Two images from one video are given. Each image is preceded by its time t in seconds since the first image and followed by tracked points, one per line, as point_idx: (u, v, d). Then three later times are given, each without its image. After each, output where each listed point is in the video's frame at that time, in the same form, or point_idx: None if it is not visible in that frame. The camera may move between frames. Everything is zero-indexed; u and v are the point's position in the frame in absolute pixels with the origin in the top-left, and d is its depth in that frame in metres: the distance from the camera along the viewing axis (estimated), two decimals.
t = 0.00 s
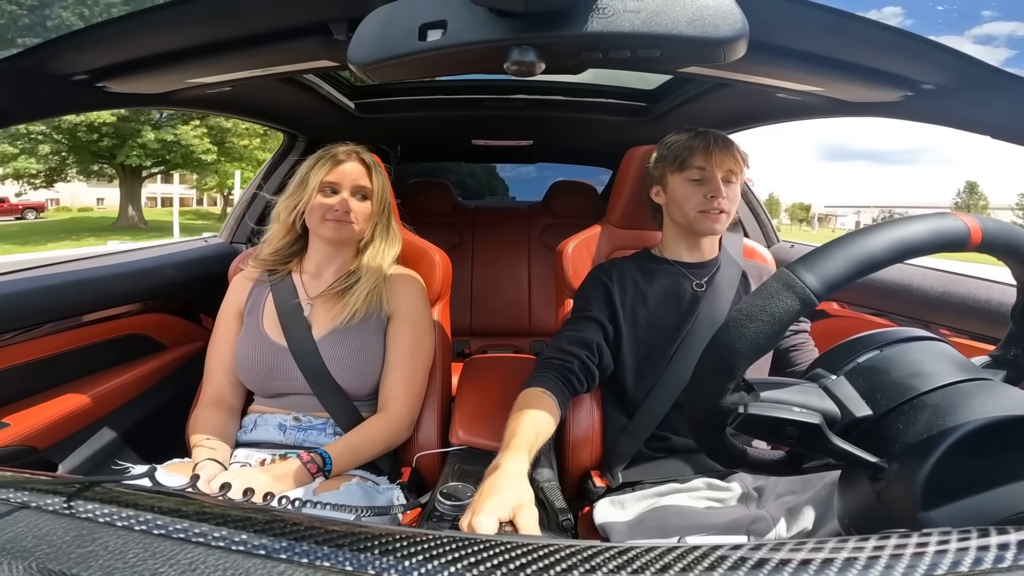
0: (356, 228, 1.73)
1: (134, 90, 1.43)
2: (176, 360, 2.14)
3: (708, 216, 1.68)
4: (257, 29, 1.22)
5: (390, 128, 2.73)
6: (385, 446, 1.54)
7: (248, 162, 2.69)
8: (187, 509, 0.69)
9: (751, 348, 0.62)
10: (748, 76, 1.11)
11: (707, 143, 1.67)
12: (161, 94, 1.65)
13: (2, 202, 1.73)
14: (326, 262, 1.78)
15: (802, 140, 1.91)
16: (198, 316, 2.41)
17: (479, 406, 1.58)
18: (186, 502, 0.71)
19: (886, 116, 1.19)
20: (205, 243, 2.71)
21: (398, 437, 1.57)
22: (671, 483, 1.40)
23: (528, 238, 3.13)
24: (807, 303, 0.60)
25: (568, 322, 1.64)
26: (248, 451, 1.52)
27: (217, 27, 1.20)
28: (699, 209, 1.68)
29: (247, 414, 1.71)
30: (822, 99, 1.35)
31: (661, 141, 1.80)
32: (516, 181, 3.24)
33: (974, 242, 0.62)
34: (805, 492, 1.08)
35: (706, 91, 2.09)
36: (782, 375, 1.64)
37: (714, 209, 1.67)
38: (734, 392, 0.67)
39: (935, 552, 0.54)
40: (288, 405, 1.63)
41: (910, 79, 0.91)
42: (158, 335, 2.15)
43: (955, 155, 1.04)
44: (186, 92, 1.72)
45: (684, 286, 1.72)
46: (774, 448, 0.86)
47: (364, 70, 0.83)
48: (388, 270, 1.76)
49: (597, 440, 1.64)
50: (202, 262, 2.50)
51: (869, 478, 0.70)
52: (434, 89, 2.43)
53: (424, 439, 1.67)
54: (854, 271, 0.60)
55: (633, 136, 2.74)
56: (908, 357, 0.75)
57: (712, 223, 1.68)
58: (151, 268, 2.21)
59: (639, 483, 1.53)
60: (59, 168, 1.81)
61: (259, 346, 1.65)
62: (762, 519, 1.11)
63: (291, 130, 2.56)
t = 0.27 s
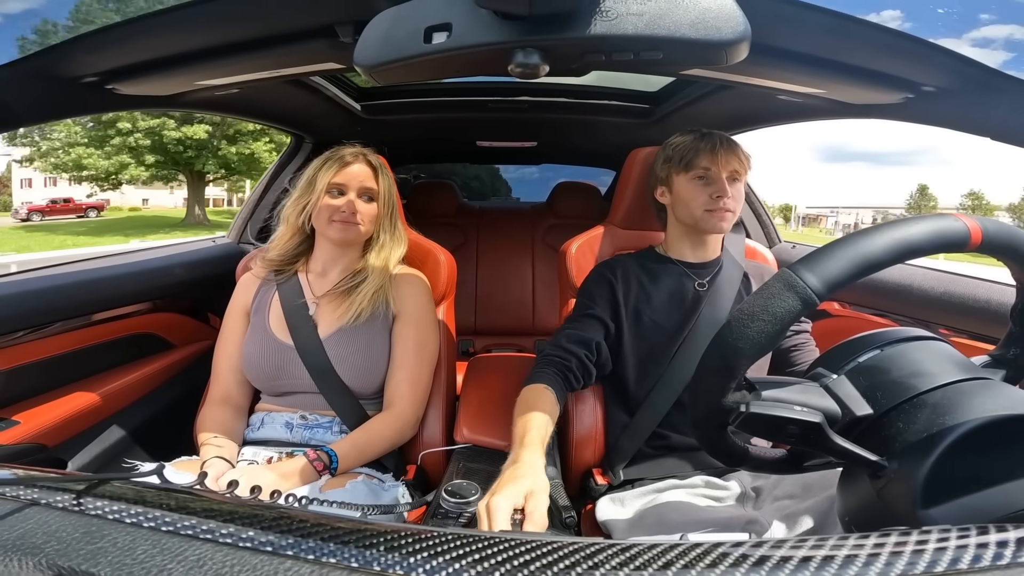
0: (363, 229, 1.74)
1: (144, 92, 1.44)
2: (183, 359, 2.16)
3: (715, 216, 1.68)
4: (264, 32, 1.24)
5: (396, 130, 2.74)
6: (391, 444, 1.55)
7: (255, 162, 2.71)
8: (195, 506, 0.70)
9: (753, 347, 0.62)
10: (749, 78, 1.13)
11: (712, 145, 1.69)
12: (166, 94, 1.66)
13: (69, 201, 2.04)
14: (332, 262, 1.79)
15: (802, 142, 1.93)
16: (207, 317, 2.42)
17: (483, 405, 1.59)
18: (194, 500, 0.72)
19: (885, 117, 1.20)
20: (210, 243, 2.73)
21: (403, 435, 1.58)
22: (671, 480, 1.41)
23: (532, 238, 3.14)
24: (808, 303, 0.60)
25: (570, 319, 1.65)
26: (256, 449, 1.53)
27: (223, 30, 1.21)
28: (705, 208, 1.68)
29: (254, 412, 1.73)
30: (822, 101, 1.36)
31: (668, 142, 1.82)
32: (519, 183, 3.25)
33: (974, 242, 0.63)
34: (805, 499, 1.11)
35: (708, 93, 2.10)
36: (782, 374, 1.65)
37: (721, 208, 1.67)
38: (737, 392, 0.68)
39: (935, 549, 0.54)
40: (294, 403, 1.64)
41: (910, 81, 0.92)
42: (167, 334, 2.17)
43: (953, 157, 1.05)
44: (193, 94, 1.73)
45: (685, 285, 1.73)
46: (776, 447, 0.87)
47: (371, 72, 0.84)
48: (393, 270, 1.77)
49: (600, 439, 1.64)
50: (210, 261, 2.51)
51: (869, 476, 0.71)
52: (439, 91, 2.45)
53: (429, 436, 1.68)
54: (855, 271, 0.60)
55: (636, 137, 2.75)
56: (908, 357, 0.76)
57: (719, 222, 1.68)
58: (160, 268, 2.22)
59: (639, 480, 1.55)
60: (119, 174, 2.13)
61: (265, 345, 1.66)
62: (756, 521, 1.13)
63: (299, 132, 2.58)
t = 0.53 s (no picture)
0: (369, 229, 1.75)
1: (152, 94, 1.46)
2: (190, 358, 2.17)
3: (716, 216, 1.69)
4: (271, 35, 1.25)
5: (401, 131, 2.75)
6: (397, 442, 1.56)
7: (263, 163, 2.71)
8: (202, 504, 0.71)
9: (755, 347, 0.63)
10: (753, 81, 1.14)
11: (712, 146, 1.70)
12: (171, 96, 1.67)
13: (124, 201, 2.18)
14: (340, 262, 1.81)
15: (801, 146, 1.94)
16: (212, 315, 2.43)
17: (487, 409, 1.60)
18: (202, 497, 0.73)
19: (886, 120, 1.21)
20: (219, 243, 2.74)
21: (408, 433, 1.59)
22: (671, 480, 1.42)
23: (535, 239, 3.14)
24: (810, 302, 0.61)
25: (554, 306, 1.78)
26: (262, 447, 1.54)
27: (229, 32, 1.21)
28: (706, 207, 1.69)
29: (261, 410, 1.74)
30: (823, 103, 1.37)
31: (670, 143, 1.84)
32: (522, 184, 3.28)
33: (974, 242, 0.64)
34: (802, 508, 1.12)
35: (710, 95, 2.11)
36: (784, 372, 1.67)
37: (722, 207, 1.68)
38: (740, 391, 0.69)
39: (934, 547, 0.55)
40: (301, 403, 1.65)
41: (910, 83, 0.92)
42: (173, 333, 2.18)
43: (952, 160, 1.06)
44: (200, 95, 1.74)
45: (682, 281, 1.76)
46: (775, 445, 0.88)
47: (377, 75, 0.84)
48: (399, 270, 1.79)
49: (603, 436, 1.65)
50: (222, 262, 2.52)
51: (870, 475, 0.72)
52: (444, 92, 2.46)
53: (434, 434, 1.68)
54: (860, 271, 0.61)
55: (639, 139, 2.76)
56: (908, 356, 0.76)
57: (720, 219, 1.69)
58: (168, 267, 2.23)
59: (637, 479, 1.52)
60: (175, 174, 2.25)
61: (271, 344, 1.67)
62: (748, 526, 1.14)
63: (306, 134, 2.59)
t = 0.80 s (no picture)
0: (366, 228, 1.74)
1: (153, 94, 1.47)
2: (191, 358, 2.17)
3: (716, 216, 1.69)
4: (272, 35, 1.25)
5: (402, 131, 2.75)
6: (398, 443, 1.56)
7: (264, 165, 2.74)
8: (203, 505, 0.70)
9: (765, 341, 0.64)
10: (755, 80, 1.13)
11: (711, 147, 1.70)
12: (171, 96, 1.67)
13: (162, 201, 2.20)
14: (340, 262, 1.80)
15: (803, 144, 1.93)
16: (214, 316, 2.43)
17: (490, 407, 1.60)
18: (202, 498, 0.73)
19: (890, 119, 1.21)
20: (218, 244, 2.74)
21: (409, 434, 1.58)
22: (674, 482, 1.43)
23: (537, 239, 3.14)
24: (824, 296, 0.61)
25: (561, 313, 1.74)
26: (263, 448, 1.54)
27: (229, 32, 1.21)
28: (706, 208, 1.68)
29: (262, 411, 1.73)
30: (826, 102, 1.37)
31: (669, 143, 1.83)
32: (522, 183, 3.27)
33: (987, 243, 0.63)
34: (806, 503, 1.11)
35: (713, 95, 2.11)
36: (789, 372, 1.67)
37: (722, 208, 1.68)
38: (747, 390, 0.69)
39: (939, 549, 0.55)
40: (302, 403, 1.65)
41: (914, 82, 0.91)
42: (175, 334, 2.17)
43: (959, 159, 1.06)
44: (201, 95, 1.74)
45: (686, 283, 1.75)
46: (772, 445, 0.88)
47: (377, 74, 0.84)
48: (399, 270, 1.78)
49: (606, 438, 1.66)
50: (222, 262, 2.52)
51: (874, 476, 0.71)
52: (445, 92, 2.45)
53: (435, 435, 1.68)
54: (871, 267, 0.61)
55: (642, 139, 2.75)
56: (914, 356, 0.76)
57: (721, 219, 1.69)
58: (169, 268, 2.22)
59: (644, 480, 1.53)
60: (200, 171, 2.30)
61: (272, 345, 1.67)
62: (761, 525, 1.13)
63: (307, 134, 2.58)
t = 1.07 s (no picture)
0: (359, 228, 1.73)
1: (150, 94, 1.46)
2: (188, 361, 2.17)
3: (716, 215, 1.69)
4: (268, 35, 1.24)
5: (401, 132, 2.75)
6: (398, 444, 1.55)
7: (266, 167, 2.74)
8: (199, 510, 0.69)
9: (772, 341, 0.62)
10: (757, 79, 1.12)
11: (709, 147, 1.69)
12: (168, 97, 1.66)
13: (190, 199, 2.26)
14: (337, 264, 1.80)
15: (807, 142, 1.92)
16: (211, 320, 2.42)
17: (491, 410, 1.59)
18: (199, 503, 0.71)
19: (895, 118, 1.20)
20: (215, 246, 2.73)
21: (409, 435, 1.57)
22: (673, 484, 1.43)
23: (538, 240, 3.13)
24: (832, 296, 0.61)
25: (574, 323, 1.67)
26: (264, 451, 1.53)
27: (225, 32, 1.20)
28: (705, 208, 1.68)
29: (262, 412, 1.72)
30: (830, 101, 1.36)
31: (666, 143, 1.83)
32: (521, 180, 3.27)
33: (997, 244, 0.63)
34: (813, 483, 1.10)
35: (715, 95, 2.10)
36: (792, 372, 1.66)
37: (721, 207, 1.67)
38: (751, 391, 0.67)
39: (946, 554, 0.54)
40: (301, 404, 1.64)
41: (918, 80, 0.91)
42: (172, 337, 2.17)
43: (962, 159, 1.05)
44: (199, 96, 1.74)
45: (688, 283, 1.76)
46: (775, 449, 0.87)
47: (375, 75, 0.83)
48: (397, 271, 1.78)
49: (608, 442, 1.64)
50: (218, 265, 2.51)
51: (881, 479, 0.70)
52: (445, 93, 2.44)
53: (434, 439, 1.67)
54: (882, 266, 0.61)
55: (643, 138, 2.74)
56: (921, 358, 0.75)
57: (720, 220, 1.69)
58: (161, 270, 2.21)
59: (648, 483, 1.51)
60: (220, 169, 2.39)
61: (270, 346, 1.66)
62: (770, 512, 1.12)
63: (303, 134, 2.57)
